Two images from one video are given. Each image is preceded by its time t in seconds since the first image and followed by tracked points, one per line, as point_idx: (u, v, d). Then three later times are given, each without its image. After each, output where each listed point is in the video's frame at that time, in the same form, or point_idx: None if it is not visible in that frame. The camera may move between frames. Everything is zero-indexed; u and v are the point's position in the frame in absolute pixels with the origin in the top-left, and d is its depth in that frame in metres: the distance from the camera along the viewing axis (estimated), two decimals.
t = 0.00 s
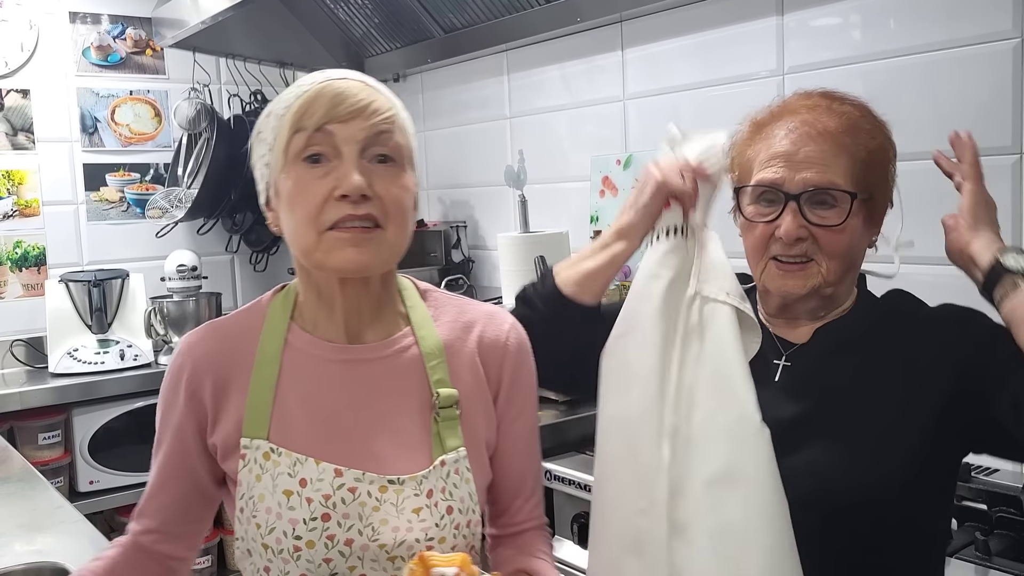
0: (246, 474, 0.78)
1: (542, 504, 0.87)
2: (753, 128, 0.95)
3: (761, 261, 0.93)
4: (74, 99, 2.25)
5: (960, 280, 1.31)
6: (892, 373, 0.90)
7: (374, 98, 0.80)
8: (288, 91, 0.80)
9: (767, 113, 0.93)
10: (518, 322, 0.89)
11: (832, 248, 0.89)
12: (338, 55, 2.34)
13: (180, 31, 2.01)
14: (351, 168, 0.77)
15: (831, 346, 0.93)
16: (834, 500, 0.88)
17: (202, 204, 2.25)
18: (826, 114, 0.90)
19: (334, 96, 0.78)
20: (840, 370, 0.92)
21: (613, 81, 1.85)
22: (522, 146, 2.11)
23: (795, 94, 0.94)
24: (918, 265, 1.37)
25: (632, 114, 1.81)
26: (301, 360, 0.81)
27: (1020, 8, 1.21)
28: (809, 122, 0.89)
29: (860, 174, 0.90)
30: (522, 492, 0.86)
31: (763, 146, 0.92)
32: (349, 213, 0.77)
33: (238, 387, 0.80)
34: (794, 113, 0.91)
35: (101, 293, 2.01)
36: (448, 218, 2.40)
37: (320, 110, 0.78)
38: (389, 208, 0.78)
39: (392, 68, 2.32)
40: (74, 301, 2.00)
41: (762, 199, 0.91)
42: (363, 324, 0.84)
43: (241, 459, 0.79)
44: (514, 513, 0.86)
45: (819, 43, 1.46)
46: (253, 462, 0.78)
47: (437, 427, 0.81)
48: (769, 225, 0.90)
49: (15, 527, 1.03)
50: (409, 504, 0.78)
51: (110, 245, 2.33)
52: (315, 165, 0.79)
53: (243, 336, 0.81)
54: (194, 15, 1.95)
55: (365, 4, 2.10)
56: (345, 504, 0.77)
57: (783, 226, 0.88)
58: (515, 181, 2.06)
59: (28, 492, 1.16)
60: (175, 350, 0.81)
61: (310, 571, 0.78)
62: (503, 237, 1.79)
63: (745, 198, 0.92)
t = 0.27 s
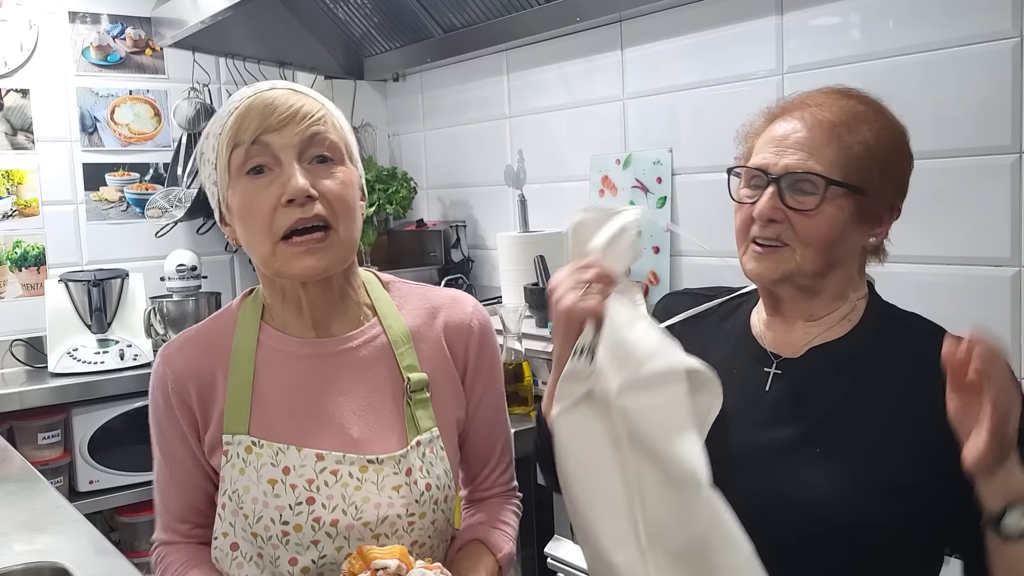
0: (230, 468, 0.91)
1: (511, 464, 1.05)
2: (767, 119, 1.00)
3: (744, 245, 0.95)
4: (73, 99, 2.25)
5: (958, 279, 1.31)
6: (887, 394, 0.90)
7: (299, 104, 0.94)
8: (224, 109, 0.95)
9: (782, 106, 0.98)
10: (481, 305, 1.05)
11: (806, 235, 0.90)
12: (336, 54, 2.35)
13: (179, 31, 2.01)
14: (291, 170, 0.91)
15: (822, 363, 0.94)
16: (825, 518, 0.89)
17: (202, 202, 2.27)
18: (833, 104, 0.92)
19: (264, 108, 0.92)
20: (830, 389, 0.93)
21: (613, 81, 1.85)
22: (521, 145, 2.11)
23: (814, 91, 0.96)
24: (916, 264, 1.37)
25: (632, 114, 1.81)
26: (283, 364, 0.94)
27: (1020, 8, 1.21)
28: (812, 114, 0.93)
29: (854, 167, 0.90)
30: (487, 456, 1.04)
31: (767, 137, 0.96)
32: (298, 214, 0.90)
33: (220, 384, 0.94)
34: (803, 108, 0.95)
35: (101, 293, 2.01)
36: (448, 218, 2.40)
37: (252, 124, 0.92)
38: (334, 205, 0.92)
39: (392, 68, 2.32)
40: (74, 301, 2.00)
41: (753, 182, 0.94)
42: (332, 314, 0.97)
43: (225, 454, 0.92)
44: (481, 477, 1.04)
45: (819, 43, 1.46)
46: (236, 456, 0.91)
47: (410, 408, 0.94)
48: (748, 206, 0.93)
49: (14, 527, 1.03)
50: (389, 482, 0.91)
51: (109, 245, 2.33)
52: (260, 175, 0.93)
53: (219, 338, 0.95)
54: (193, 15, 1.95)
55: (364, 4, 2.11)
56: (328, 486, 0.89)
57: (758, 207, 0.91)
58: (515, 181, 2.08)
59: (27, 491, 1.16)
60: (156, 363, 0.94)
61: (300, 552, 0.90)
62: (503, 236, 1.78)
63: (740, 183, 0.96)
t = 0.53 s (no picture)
0: (242, 449, 0.92)
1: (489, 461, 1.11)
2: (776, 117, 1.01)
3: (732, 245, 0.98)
4: (72, 99, 2.25)
5: (957, 279, 1.32)
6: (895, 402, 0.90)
7: (291, 110, 0.95)
8: (219, 115, 0.96)
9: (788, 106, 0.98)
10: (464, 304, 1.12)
11: (782, 233, 0.91)
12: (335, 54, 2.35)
13: (178, 31, 2.01)
14: (285, 176, 0.93)
15: (828, 366, 0.93)
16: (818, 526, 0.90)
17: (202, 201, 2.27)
18: (823, 102, 0.94)
19: (255, 114, 0.94)
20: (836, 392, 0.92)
21: (612, 82, 1.85)
22: (520, 146, 2.11)
23: (817, 91, 0.97)
24: (915, 264, 1.37)
25: (631, 114, 1.81)
26: (289, 347, 0.96)
27: (1019, 8, 1.21)
28: (803, 114, 0.94)
29: (838, 165, 0.91)
30: (472, 448, 1.09)
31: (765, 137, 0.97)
32: (293, 217, 0.92)
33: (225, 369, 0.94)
34: (801, 105, 0.96)
35: (100, 293, 2.01)
36: (447, 218, 2.40)
37: (246, 131, 0.93)
38: (328, 205, 0.94)
39: (391, 68, 2.32)
40: (73, 301, 2.00)
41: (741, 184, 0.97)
42: (330, 306, 1.00)
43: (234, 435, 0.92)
44: (465, 470, 1.09)
45: (819, 43, 1.46)
46: (247, 437, 0.92)
47: (410, 394, 0.99)
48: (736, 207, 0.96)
49: (14, 528, 1.03)
50: (401, 455, 0.95)
51: (109, 245, 2.33)
52: (256, 180, 0.94)
53: (225, 325, 0.96)
54: (192, 16, 1.95)
55: (364, 4, 2.11)
56: (344, 459, 0.93)
57: (740, 206, 0.94)
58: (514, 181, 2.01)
59: (26, 492, 1.17)
60: (159, 345, 0.93)
61: (315, 525, 0.92)
62: (502, 236, 1.78)
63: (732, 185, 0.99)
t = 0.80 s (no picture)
0: (245, 437, 0.93)
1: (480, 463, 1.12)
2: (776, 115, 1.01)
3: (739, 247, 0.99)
4: (72, 100, 2.25)
5: (956, 280, 1.32)
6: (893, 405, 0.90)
7: (309, 115, 0.96)
8: (236, 117, 0.96)
9: (789, 103, 0.99)
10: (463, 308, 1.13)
11: (790, 236, 0.93)
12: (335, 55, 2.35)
13: (177, 32, 2.01)
14: (301, 180, 0.94)
15: (830, 368, 0.94)
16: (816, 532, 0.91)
17: (201, 203, 2.27)
18: (829, 102, 0.94)
19: (274, 118, 0.94)
20: (837, 398, 0.93)
21: (612, 82, 1.86)
22: (520, 147, 2.12)
23: (816, 89, 0.98)
24: (913, 264, 1.37)
25: (631, 115, 1.82)
26: (290, 339, 0.98)
27: (1017, 8, 1.21)
28: (808, 115, 0.95)
29: (842, 166, 0.91)
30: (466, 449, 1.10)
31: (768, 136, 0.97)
32: (308, 221, 0.93)
33: (232, 361, 0.95)
34: (808, 105, 0.96)
35: (100, 294, 2.01)
36: (446, 219, 2.40)
37: (264, 134, 0.94)
38: (341, 209, 0.95)
39: (391, 69, 2.32)
40: (73, 302, 2.01)
41: (748, 185, 0.98)
42: (337, 304, 1.03)
43: (237, 425, 0.94)
44: (459, 471, 1.10)
45: (818, 44, 1.46)
46: (250, 425, 0.93)
47: (410, 389, 1.01)
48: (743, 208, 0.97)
49: (14, 528, 1.03)
50: (399, 444, 0.96)
51: (108, 246, 2.33)
52: (272, 182, 0.95)
53: (231, 319, 0.97)
54: (191, 16, 1.95)
55: (363, 5, 2.11)
56: (343, 447, 0.94)
57: (747, 208, 0.95)
58: (514, 181, 2.01)
59: (26, 493, 1.17)
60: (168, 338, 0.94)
61: (313, 512, 0.92)
62: (502, 237, 1.78)
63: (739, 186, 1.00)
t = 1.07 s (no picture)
0: (239, 437, 0.95)
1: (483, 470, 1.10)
2: (755, 123, 1.02)
3: (751, 246, 0.96)
4: (72, 101, 2.25)
5: (955, 281, 1.32)
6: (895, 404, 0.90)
7: (319, 118, 0.96)
8: (247, 119, 0.97)
9: (772, 107, 0.99)
10: (471, 317, 1.12)
11: (817, 232, 0.92)
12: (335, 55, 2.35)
13: (177, 32, 2.01)
14: (309, 184, 0.94)
15: (833, 369, 0.94)
16: (825, 536, 0.90)
17: (201, 204, 2.26)
18: (823, 105, 0.95)
19: (286, 120, 0.95)
20: (839, 399, 0.93)
21: (612, 83, 1.86)
22: (520, 147, 2.12)
23: (800, 92, 0.99)
24: (913, 265, 1.37)
25: (631, 116, 1.82)
26: (290, 340, 1.00)
27: (1017, 9, 1.21)
28: (806, 116, 0.95)
29: (857, 165, 0.93)
30: (468, 456, 1.09)
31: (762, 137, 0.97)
32: (314, 224, 0.94)
33: (230, 359, 0.97)
34: (795, 108, 0.97)
35: (100, 295, 2.01)
36: (446, 220, 2.40)
37: (275, 136, 0.94)
38: (348, 213, 0.95)
39: (391, 70, 2.32)
40: (73, 303, 2.01)
41: (755, 183, 0.96)
42: (339, 306, 1.03)
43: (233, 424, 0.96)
44: (461, 478, 1.08)
45: (818, 45, 1.46)
46: (245, 425, 0.95)
47: (409, 395, 1.00)
48: (756, 208, 0.95)
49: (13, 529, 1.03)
50: (390, 449, 0.96)
51: (108, 247, 2.33)
52: (280, 185, 0.95)
53: (234, 317, 1.00)
54: (192, 17, 1.95)
55: (363, 6, 2.11)
56: (334, 450, 0.95)
57: (771, 207, 0.92)
58: (513, 182, 2.00)
59: (26, 494, 1.17)
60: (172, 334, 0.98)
61: (302, 514, 0.93)
62: (502, 238, 1.79)
63: (740, 185, 0.98)
